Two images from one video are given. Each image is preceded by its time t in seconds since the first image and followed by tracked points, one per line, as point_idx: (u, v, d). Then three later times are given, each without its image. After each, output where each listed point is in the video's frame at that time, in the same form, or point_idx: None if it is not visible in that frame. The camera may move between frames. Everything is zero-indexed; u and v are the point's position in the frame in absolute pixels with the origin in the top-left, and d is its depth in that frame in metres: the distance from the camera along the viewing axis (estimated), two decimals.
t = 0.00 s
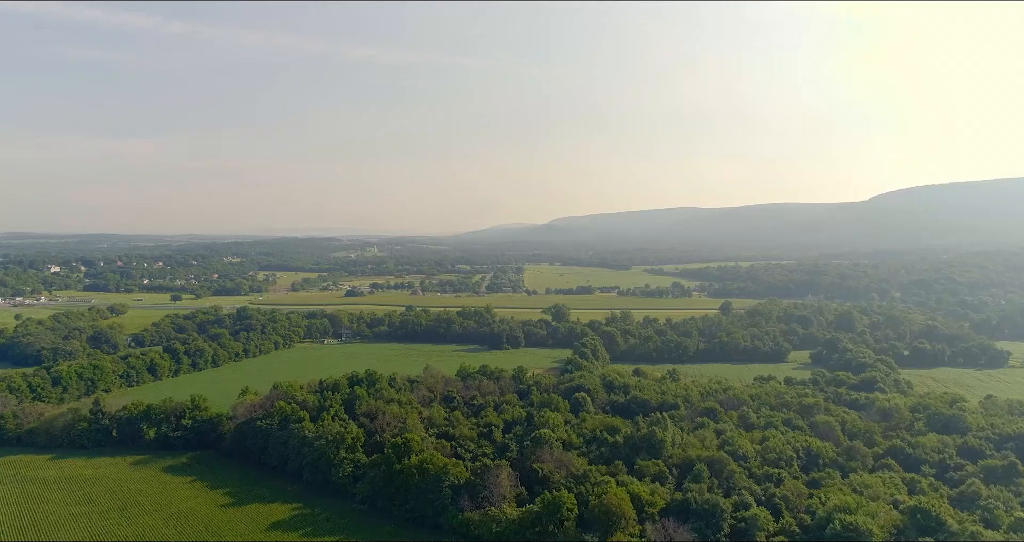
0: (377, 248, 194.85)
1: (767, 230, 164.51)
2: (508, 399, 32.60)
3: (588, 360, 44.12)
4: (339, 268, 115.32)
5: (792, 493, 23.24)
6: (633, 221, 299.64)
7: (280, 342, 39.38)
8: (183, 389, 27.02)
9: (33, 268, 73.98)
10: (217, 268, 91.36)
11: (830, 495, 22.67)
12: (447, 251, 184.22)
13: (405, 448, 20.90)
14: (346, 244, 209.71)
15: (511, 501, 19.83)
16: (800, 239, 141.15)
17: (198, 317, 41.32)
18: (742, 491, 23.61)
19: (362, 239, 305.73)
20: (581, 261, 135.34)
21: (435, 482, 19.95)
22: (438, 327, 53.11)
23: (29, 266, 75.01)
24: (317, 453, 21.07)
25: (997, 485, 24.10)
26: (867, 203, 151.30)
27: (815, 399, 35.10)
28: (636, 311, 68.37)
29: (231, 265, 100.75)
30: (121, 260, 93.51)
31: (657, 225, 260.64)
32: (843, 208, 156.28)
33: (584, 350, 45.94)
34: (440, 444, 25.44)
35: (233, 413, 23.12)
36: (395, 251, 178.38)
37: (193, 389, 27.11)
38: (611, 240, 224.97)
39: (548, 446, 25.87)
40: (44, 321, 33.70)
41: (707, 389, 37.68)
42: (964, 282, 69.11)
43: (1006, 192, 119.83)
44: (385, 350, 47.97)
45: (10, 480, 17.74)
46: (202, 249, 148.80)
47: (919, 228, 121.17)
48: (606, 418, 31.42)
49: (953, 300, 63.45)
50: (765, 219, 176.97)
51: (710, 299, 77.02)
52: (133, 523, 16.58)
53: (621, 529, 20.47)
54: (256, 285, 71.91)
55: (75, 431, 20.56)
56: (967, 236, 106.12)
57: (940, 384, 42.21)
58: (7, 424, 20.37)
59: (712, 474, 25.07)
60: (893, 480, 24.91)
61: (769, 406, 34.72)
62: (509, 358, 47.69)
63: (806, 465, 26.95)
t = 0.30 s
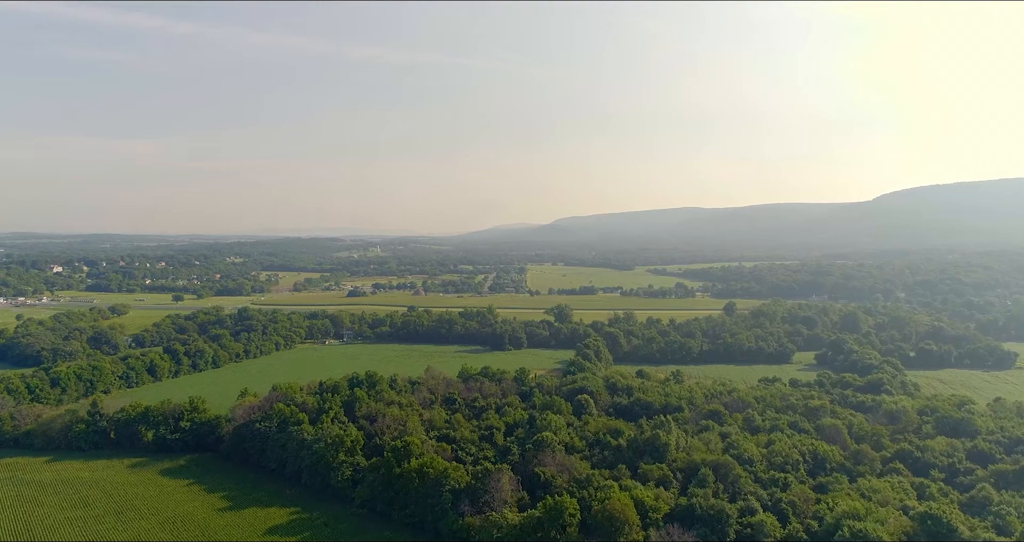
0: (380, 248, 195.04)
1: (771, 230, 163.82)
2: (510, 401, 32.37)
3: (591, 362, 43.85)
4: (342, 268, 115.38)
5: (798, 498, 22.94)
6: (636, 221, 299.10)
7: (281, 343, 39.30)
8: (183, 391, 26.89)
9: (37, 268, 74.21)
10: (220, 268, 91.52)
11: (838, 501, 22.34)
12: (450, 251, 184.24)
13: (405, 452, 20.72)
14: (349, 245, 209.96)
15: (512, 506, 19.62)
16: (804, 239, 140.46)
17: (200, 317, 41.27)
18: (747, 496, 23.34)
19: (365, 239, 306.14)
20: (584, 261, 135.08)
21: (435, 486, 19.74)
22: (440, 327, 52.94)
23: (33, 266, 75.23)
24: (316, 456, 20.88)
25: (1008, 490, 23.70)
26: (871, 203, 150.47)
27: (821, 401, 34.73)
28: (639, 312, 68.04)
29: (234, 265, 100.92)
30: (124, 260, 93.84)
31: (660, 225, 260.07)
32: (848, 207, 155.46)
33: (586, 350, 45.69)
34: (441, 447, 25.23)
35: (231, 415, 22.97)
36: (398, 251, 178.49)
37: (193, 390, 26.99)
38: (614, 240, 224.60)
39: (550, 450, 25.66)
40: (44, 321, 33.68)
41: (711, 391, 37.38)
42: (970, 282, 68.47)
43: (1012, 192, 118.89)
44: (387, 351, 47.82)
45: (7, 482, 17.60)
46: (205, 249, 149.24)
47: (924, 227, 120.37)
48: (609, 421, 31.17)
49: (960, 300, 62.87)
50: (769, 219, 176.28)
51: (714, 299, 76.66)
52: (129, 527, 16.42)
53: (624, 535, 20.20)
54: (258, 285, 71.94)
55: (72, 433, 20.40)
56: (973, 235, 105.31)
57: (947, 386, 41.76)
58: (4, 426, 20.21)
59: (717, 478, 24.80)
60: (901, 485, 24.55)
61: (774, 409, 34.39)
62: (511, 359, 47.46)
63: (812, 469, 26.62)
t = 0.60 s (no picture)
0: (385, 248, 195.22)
1: (777, 230, 162.83)
2: (514, 403, 32.07)
3: (596, 363, 43.50)
4: (346, 268, 115.38)
5: (807, 504, 22.58)
6: (641, 221, 298.20)
7: (284, 343, 39.18)
8: (184, 392, 26.74)
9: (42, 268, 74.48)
10: (225, 268, 91.67)
11: (848, 507, 21.94)
12: (454, 251, 184.10)
13: (406, 455, 20.49)
14: (353, 245, 210.23)
15: (515, 511, 19.36)
16: (810, 239, 139.47)
17: (203, 317, 41.20)
18: (755, 502, 23.00)
19: (369, 239, 306.19)
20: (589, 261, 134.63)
21: (437, 490, 19.50)
22: (444, 327, 52.71)
23: (39, 267, 75.53)
24: (316, 459, 20.66)
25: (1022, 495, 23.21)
26: (878, 202, 149.33)
27: (829, 404, 34.25)
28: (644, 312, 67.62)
29: (238, 265, 101.09)
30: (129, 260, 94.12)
31: (665, 225, 259.12)
32: (854, 207, 154.30)
33: (591, 351, 45.31)
34: (443, 450, 25.00)
35: (232, 417, 22.81)
36: (403, 251, 178.55)
37: (194, 391, 26.87)
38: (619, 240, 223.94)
39: (554, 453, 25.39)
40: (47, 321, 33.68)
41: (717, 393, 36.95)
42: (979, 282, 67.65)
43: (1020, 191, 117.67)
44: (390, 352, 47.61)
45: (5, 485, 17.46)
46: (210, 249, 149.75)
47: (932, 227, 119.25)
48: (614, 424, 30.84)
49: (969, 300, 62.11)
50: (774, 219, 175.23)
51: (719, 299, 76.11)
52: (127, 531, 16.23)
53: None
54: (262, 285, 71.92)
55: (71, 435, 20.23)
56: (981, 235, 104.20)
57: (957, 387, 41.14)
58: (3, 427, 20.06)
59: (724, 483, 24.45)
60: (912, 490, 24.10)
61: (781, 411, 33.95)
62: (515, 360, 47.14)
63: (821, 473, 26.20)
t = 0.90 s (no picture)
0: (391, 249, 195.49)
1: (785, 230, 161.58)
2: (519, 405, 31.75)
3: (603, 364, 43.11)
4: (352, 268, 115.53)
5: (819, 509, 22.11)
6: (648, 221, 297.16)
7: (289, 344, 39.11)
8: (188, 393, 26.62)
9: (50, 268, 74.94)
10: (231, 268, 91.97)
11: (861, 513, 21.43)
12: (460, 251, 184.05)
13: (410, 458, 20.26)
14: (360, 245, 210.55)
15: (520, 516, 19.05)
16: (819, 239, 138.21)
17: (209, 317, 41.22)
18: (766, 508, 22.57)
19: (375, 239, 306.91)
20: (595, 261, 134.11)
21: (441, 495, 19.21)
22: (449, 328, 52.50)
23: (48, 267, 75.97)
24: (319, 462, 20.44)
25: None
26: (887, 202, 147.85)
27: (840, 406, 33.68)
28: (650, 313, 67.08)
29: (245, 265, 101.39)
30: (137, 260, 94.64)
31: (672, 225, 258.01)
32: (864, 206, 152.84)
33: (598, 352, 44.90)
34: (448, 453, 24.74)
35: (236, 418, 22.66)
36: (409, 251, 178.72)
37: (198, 393, 26.76)
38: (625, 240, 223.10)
39: (559, 456, 25.07)
40: (53, 321, 33.73)
41: (725, 395, 36.46)
42: (992, 282, 66.64)
43: None
44: (396, 352, 47.47)
45: (7, 487, 17.32)
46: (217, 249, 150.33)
47: (943, 226, 117.86)
48: (621, 426, 30.47)
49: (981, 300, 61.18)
50: (782, 219, 173.94)
51: (727, 300, 75.45)
52: (127, 535, 16.05)
53: None
54: (268, 285, 72.02)
55: (74, 436, 20.11)
56: (993, 234, 102.81)
57: (970, 390, 40.42)
58: (6, 428, 19.96)
59: (734, 488, 24.03)
60: (926, 495, 23.53)
61: (791, 413, 33.43)
62: (521, 361, 46.81)
63: (833, 478, 25.70)
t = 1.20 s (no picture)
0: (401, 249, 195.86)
1: (797, 229, 159.65)
2: (528, 407, 31.35)
3: (612, 365, 42.58)
4: (361, 268, 115.74)
5: (835, 517, 21.49)
6: (658, 221, 295.39)
7: (297, 344, 39.04)
8: (195, 394, 26.54)
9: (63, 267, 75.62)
10: (242, 268, 92.39)
11: (879, 521, 20.77)
12: (470, 251, 183.92)
13: (416, 462, 19.96)
14: (369, 244, 211.17)
15: (528, 522, 18.68)
16: (831, 238, 136.39)
17: (217, 317, 41.27)
18: (780, 515, 22.00)
19: (385, 239, 307.88)
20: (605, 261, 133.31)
21: (447, 500, 18.91)
22: (458, 328, 52.20)
23: (62, 267, 76.71)
24: (324, 465, 20.20)
25: None
26: (902, 200, 145.54)
27: (855, 410, 32.89)
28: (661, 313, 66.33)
29: (256, 265, 101.85)
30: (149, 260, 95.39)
31: (683, 225, 256.17)
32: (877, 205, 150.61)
33: (608, 354, 44.35)
34: (455, 456, 24.44)
35: (241, 420, 22.47)
36: (419, 251, 178.92)
37: (204, 394, 26.65)
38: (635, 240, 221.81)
39: (568, 460, 24.65)
40: (63, 321, 33.86)
41: (738, 398, 35.79)
42: (1010, 282, 65.15)
43: None
44: (405, 353, 47.29)
45: (11, 489, 17.19)
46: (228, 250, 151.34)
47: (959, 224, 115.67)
48: (631, 430, 29.96)
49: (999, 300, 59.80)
50: (794, 218, 171.93)
51: (739, 300, 74.50)
52: (129, 538, 15.87)
53: None
54: (278, 285, 72.18)
55: (79, 437, 19.99)
56: (1011, 233, 100.71)
57: (988, 393, 39.39)
58: (11, 428, 19.87)
59: (747, 494, 23.48)
60: (946, 503, 22.79)
61: (805, 417, 32.71)
62: (530, 362, 46.36)
63: (849, 484, 25.02)
